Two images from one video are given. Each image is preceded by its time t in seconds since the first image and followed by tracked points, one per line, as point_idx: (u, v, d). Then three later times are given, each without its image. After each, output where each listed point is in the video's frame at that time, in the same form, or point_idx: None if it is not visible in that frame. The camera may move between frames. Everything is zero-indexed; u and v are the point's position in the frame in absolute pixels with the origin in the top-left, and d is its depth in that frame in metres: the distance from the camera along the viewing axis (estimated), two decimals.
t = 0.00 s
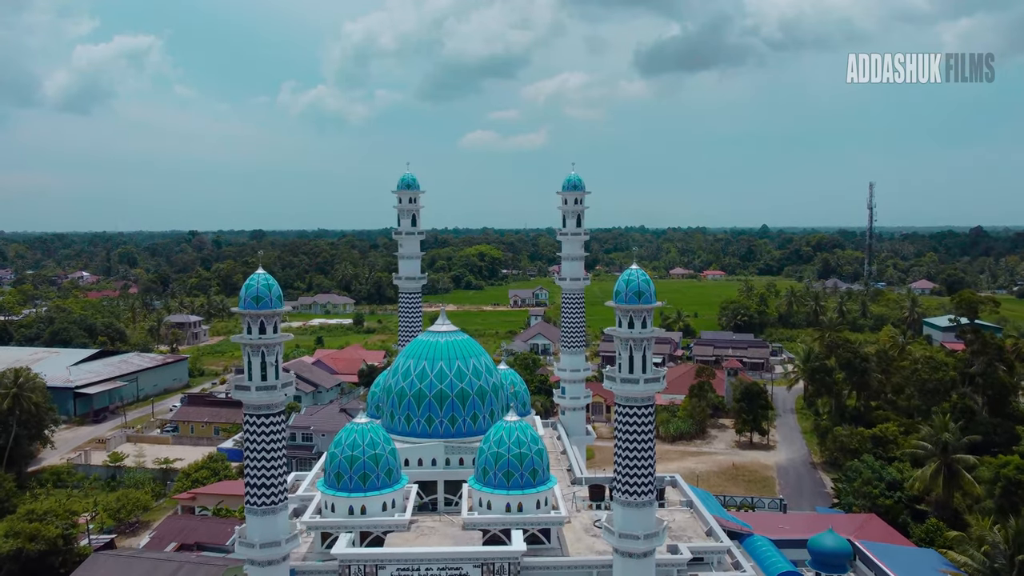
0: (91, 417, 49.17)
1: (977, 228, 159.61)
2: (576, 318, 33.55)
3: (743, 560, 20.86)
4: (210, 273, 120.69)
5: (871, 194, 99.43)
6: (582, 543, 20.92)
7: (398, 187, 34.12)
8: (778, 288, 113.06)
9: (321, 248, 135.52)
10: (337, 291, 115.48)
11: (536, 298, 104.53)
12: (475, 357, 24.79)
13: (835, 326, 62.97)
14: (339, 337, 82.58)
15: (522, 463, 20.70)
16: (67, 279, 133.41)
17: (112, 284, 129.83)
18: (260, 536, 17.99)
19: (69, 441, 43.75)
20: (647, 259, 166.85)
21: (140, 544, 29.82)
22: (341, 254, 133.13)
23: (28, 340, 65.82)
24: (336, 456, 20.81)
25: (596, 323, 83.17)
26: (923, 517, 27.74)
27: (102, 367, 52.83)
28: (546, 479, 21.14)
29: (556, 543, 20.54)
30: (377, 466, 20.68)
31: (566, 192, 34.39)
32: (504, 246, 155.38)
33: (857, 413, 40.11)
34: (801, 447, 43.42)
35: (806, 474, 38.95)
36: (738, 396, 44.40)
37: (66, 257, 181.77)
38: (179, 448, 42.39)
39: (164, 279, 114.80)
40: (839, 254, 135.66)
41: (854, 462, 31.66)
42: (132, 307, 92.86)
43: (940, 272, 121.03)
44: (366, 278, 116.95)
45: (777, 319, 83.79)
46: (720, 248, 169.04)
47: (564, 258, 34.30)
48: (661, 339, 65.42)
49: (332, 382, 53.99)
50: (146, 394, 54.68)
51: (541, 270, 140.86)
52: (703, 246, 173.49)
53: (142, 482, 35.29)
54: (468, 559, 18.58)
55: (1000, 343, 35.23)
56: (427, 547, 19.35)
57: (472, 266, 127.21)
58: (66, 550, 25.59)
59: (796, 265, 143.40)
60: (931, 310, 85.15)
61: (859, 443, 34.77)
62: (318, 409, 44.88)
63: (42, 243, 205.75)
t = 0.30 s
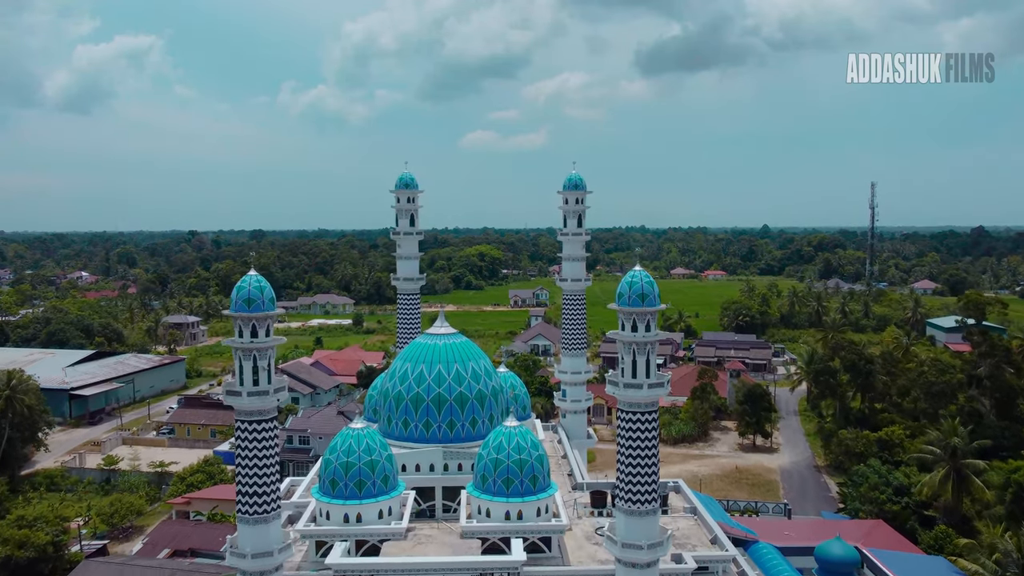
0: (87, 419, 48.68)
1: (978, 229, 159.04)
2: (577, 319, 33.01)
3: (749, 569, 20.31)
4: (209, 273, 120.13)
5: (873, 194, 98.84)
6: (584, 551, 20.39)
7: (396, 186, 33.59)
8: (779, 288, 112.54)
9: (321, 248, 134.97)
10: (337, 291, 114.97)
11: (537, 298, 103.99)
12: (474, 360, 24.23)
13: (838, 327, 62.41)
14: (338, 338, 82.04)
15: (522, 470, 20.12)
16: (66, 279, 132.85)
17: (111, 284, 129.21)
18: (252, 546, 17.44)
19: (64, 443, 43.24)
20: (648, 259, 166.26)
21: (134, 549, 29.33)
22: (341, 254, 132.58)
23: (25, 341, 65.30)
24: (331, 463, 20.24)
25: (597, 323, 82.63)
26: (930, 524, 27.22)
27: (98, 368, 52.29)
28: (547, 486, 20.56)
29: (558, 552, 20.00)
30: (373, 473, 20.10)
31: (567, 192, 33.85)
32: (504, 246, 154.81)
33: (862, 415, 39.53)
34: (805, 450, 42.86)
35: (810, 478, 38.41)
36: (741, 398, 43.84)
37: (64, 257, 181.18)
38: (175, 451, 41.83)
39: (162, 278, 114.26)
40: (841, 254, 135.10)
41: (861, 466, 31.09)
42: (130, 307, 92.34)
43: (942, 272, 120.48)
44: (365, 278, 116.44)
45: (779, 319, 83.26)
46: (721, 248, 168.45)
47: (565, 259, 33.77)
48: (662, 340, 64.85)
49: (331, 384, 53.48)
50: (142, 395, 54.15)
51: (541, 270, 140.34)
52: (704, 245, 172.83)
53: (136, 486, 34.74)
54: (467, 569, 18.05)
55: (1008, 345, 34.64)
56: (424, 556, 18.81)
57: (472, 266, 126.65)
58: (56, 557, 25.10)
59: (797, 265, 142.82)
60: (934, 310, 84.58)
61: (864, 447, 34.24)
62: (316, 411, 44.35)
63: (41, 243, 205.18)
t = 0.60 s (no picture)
0: (82, 422, 48.18)
1: (980, 228, 158.48)
2: (578, 321, 32.49)
3: None
4: (209, 273, 119.63)
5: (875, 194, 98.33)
6: (585, 561, 19.85)
7: (394, 186, 33.05)
8: (781, 288, 112.01)
9: (321, 248, 134.47)
10: (336, 291, 114.48)
11: (537, 298, 103.48)
12: (473, 364, 23.69)
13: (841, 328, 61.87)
14: (337, 339, 81.48)
15: (522, 478, 19.53)
16: (64, 279, 132.28)
17: (110, 284, 128.81)
18: (243, 557, 16.92)
19: (58, 446, 42.70)
20: (648, 259, 165.69)
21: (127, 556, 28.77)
22: (341, 254, 132.06)
23: (21, 342, 64.77)
24: (325, 470, 19.67)
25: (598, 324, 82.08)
26: (939, 531, 26.68)
27: (93, 369, 51.75)
28: (547, 494, 20.00)
29: (558, 562, 19.45)
30: (369, 480, 19.54)
31: (568, 192, 33.31)
32: (504, 246, 154.25)
33: (867, 418, 39.03)
34: (809, 454, 42.31)
35: (814, 482, 37.85)
36: (744, 401, 43.30)
37: (63, 257, 180.70)
38: (171, 454, 41.26)
39: (161, 279, 113.74)
40: (842, 254, 134.57)
41: (867, 471, 30.54)
42: (128, 307, 91.79)
43: (944, 272, 119.95)
44: (365, 279, 115.96)
45: (781, 320, 82.73)
46: (722, 248, 167.94)
47: (566, 260, 33.23)
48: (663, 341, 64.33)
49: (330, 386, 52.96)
50: (139, 398, 53.62)
51: (541, 270, 139.86)
52: (706, 246, 172.26)
53: (130, 490, 34.23)
54: None
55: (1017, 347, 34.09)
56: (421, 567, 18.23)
57: (472, 266, 126.14)
58: (45, 565, 24.54)
59: (798, 265, 142.30)
60: (937, 311, 84.05)
61: (870, 451, 33.75)
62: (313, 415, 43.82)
63: (40, 243, 204.67)
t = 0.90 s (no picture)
0: (77, 424, 47.64)
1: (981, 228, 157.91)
2: (578, 323, 31.95)
3: None
4: (207, 273, 119.13)
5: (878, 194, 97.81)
6: (586, 571, 19.32)
7: (392, 186, 32.55)
8: (782, 289, 111.48)
9: (320, 248, 134.02)
10: (336, 291, 114.07)
11: (537, 299, 102.98)
12: (471, 367, 23.12)
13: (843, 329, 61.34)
14: (336, 340, 80.93)
15: (521, 486, 18.94)
16: (62, 280, 131.63)
17: (109, 284, 128.47)
18: (232, 569, 16.38)
19: (52, 449, 42.15)
20: (649, 259, 165.21)
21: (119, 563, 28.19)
22: (341, 254, 131.58)
23: (17, 343, 64.25)
24: (319, 478, 19.11)
25: (598, 325, 81.58)
26: (947, 537, 26.14)
27: (89, 371, 51.19)
28: (548, 502, 19.43)
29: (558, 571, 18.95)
30: (364, 488, 18.97)
31: (569, 191, 32.79)
32: (504, 246, 153.73)
33: (872, 422, 38.50)
34: (812, 457, 41.76)
35: (819, 486, 37.30)
36: (747, 403, 42.76)
37: (62, 257, 180.26)
38: (166, 457, 40.71)
39: (160, 279, 113.29)
40: (844, 254, 134.04)
41: (873, 476, 29.95)
42: (126, 308, 91.20)
43: (945, 273, 119.42)
44: (364, 279, 115.48)
45: (783, 321, 82.15)
46: (723, 248, 167.42)
47: (566, 261, 32.70)
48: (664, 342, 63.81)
49: (328, 389, 52.44)
50: (135, 400, 53.05)
51: (541, 270, 139.40)
52: (706, 246, 171.70)
53: (124, 494, 33.67)
54: None
55: None
56: None
57: (472, 266, 125.65)
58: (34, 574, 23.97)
59: (799, 266, 141.75)
60: (940, 312, 83.54)
61: (876, 455, 33.22)
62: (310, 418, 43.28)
63: (39, 243, 204.23)
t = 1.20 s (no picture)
0: (72, 426, 47.07)
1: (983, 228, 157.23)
2: (580, 325, 31.38)
3: None
4: (206, 273, 118.62)
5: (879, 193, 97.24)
6: None
7: (389, 185, 32.01)
8: (784, 289, 110.87)
9: (320, 249, 133.54)
10: (335, 292, 113.62)
11: (537, 299, 102.43)
12: (470, 371, 22.55)
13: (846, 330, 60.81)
14: (334, 341, 80.41)
15: (520, 494, 18.36)
16: (61, 280, 131.05)
17: (107, 284, 128.02)
18: None
19: (46, 452, 41.60)
20: (649, 259, 164.71)
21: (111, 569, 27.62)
22: (340, 255, 131.09)
23: (13, 344, 63.73)
24: (312, 485, 18.54)
25: (599, 326, 81.03)
26: (957, 545, 25.58)
27: (85, 373, 50.63)
28: (548, 510, 18.85)
29: None
30: (358, 496, 18.40)
31: (569, 191, 32.27)
32: (505, 246, 153.17)
33: (877, 425, 37.90)
34: (816, 460, 41.21)
35: (823, 490, 36.76)
36: (749, 405, 42.21)
37: (61, 257, 179.82)
38: (161, 460, 40.14)
39: (158, 280, 112.75)
40: (845, 254, 133.52)
41: (880, 481, 29.35)
42: (124, 309, 90.64)
43: (947, 273, 118.85)
44: (364, 279, 114.97)
45: (785, 321, 81.52)
46: (723, 248, 166.89)
47: (567, 262, 32.15)
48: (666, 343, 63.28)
49: (326, 390, 51.90)
50: (131, 401, 52.46)
51: (541, 270, 138.93)
52: (707, 246, 171.11)
53: (117, 499, 33.07)
54: None
55: None
56: None
57: (472, 267, 125.15)
58: None
59: (800, 266, 141.21)
60: (942, 312, 83.03)
61: (881, 459, 32.64)
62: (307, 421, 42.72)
63: (38, 243, 203.83)
